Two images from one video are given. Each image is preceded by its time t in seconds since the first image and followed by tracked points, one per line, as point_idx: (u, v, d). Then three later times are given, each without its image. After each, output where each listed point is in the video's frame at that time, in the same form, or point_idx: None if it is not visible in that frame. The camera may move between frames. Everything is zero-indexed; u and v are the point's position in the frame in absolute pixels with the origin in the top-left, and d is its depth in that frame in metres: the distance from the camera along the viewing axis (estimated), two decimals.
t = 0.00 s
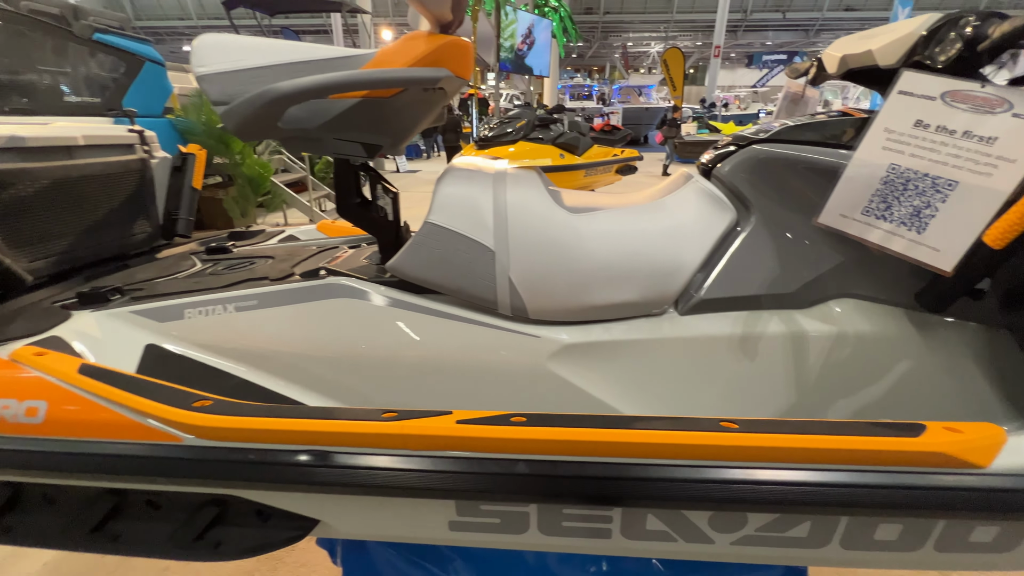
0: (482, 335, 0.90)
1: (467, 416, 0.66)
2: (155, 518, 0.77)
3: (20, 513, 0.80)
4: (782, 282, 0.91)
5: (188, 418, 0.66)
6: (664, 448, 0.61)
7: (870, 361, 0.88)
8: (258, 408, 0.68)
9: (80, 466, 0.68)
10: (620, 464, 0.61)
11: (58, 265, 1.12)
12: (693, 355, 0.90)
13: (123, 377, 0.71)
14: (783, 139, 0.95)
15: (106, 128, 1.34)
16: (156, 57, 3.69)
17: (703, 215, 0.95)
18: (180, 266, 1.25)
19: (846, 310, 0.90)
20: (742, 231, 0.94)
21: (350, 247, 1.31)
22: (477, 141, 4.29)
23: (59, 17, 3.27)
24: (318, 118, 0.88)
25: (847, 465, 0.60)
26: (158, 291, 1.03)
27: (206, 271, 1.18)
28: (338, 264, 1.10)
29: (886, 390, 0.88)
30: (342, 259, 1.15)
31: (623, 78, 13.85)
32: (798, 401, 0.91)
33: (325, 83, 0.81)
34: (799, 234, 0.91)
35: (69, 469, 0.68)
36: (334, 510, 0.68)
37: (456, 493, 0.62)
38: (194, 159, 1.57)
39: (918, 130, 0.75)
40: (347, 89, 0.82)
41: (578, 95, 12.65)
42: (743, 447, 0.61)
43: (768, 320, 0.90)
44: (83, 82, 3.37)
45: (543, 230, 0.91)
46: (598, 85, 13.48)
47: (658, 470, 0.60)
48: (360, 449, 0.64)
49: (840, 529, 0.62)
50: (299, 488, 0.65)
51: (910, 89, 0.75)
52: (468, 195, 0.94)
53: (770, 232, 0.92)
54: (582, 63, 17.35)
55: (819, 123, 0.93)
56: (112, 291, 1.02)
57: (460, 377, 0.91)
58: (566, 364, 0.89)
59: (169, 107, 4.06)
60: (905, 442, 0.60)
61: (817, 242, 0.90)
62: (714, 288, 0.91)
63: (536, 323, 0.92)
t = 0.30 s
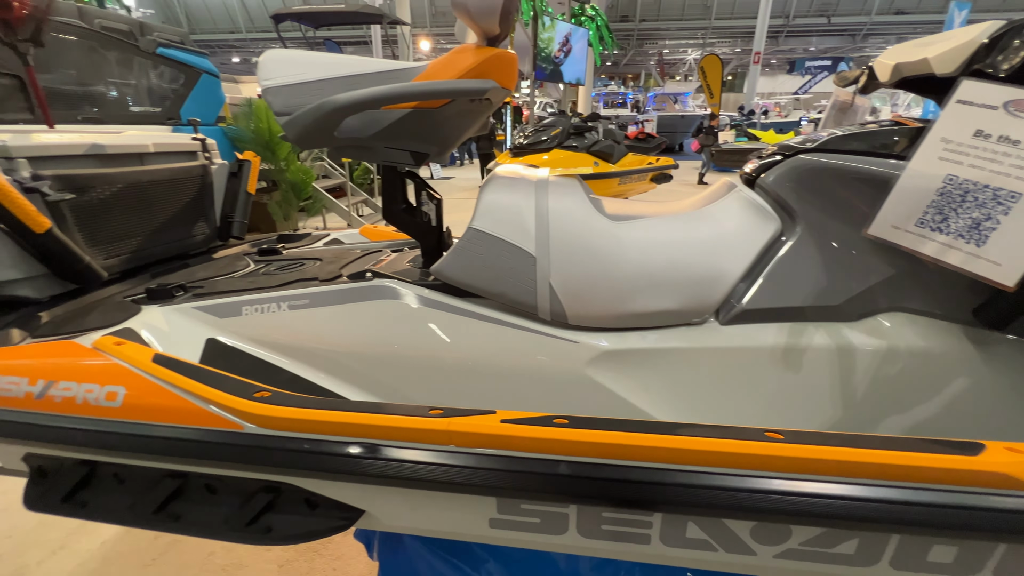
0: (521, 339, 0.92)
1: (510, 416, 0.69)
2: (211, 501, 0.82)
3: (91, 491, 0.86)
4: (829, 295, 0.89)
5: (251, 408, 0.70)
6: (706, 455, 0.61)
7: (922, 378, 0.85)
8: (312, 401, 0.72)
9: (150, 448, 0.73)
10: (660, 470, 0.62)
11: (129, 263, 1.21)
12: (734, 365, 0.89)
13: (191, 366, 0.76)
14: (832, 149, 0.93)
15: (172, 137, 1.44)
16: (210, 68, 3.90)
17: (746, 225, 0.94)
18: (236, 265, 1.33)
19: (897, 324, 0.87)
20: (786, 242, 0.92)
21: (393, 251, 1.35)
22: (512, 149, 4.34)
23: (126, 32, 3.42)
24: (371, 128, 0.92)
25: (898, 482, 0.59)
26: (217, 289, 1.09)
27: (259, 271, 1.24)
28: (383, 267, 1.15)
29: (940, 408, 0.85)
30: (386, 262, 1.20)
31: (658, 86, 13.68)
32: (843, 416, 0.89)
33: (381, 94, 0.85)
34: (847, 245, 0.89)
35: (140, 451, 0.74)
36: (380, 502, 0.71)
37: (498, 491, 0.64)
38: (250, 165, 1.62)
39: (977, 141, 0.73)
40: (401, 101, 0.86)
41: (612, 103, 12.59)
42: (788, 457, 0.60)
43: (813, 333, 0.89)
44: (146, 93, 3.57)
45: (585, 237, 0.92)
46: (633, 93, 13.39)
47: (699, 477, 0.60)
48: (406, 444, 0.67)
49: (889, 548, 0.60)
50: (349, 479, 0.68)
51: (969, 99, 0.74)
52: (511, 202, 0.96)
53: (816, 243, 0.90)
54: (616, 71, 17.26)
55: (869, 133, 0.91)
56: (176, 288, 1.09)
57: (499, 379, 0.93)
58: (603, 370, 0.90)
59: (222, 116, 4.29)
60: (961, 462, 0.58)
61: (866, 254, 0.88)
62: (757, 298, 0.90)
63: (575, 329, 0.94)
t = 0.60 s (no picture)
0: (554, 348, 0.93)
1: (544, 425, 0.69)
2: (253, 496, 0.85)
3: (143, 480, 0.91)
4: (877, 310, 0.85)
5: (293, 407, 0.73)
6: (746, 473, 0.59)
7: (980, 401, 0.80)
8: (351, 403, 0.74)
9: (199, 442, 0.76)
10: (698, 485, 0.60)
11: (181, 265, 1.27)
12: (775, 380, 0.86)
13: (238, 365, 0.79)
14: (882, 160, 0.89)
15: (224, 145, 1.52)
16: (257, 80, 4.07)
17: (789, 237, 0.92)
18: (279, 269, 1.38)
19: (953, 343, 0.83)
20: (831, 256, 0.89)
21: (427, 257, 1.38)
22: (544, 158, 4.36)
23: (182, 48, 3.67)
24: (412, 138, 0.95)
25: (955, 511, 0.56)
26: (261, 291, 1.14)
27: (301, 275, 1.29)
28: (419, 273, 1.17)
29: (999, 435, 0.80)
30: (422, 268, 1.22)
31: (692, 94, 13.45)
32: (892, 438, 0.85)
33: (422, 105, 0.88)
34: (897, 260, 0.86)
35: (188, 444, 0.77)
36: (414, 504, 0.72)
37: (531, 499, 0.64)
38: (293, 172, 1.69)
39: None
40: (443, 111, 0.89)
41: (645, 112, 12.49)
42: (834, 479, 0.58)
43: (860, 350, 0.85)
44: (197, 104, 3.80)
45: (621, 247, 0.92)
46: (666, 102, 13.25)
47: (739, 495, 0.59)
48: (441, 448, 0.68)
49: None
50: (384, 481, 0.69)
51: None
52: (547, 211, 0.97)
53: (865, 257, 0.87)
54: (650, 79, 17.06)
55: (924, 144, 0.88)
56: (224, 290, 1.14)
57: (531, 388, 0.93)
58: (638, 381, 0.89)
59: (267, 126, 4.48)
60: None
61: (919, 269, 0.84)
62: (800, 312, 0.87)
63: (609, 339, 0.93)
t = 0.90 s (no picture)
0: (584, 363, 0.91)
1: (575, 443, 0.67)
2: (283, 500, 0.86)
3: (180, 480, 0.93)
4: (933, 333, 0.80)
5: (325, 415, 0.73)
6: (789, 504, 0.56)
7: None
8: (381, 412, 0.74)
9: (235, 445, 0.78)
10: (736, 515, 0.57)
11: (222, 271, 1.32)
12: (820, 404, 0.81)
13: (273, 371, 0.80)
14: (939, 174, 0.84)
15: (266, 156, 1.57)
16: (297, 92, 4.26)
17: (835, 252, 0.88)
18: (314, 275, 1.41)
19: (1019, 371, 0.76)
20: (880, 273, 0.84)
21: (458, 267, 1.39)
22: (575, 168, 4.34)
23: (230, 62, 3.82)
24: (446, 150, 0.96)
25: None
26: (296, 298, 1.17)
27: (335, 282, 1.31)
28: (449, 283, 1.17)
29: None
30: (452, 278, 1.23)
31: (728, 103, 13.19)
32: (949, 470, 0.79)
33: (457, 117, 0.88)
34: (957, 279, 0.80)
35: (224, 447, 0.79)
36: (440, 518, 0.71)
37: (560, 519, 0.63)
38: (331, 182, 1.73)
39: None
40: (477, 123, 0.89)
41: (678, 121, 12.34)
42: (887, 515, 0.54)
43: (914, 375, 0.80)
44: (242, 115, 3.94)
45: (657, 261, 0.89)
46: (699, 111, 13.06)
47: (781, 527, 0.56)
48: (469, 462, 0.67)
49: None
50: (413, 493, 0.69)
51: None
52: (580, 222, 0.96)
53: (919, 275, 0.82)
54: (683, 88, 16.84)
55: (987, 156, 0.82)
56: (262, 296, 1.18)
57: (561, 402, 0.91)
58: (671, 398, 0.86)
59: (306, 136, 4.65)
60: None
61: (981, 290, 0.78)
62: (848, 332, 0.82)
63: (642, 355, 0.91)
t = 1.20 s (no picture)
0: (617, 383, 0.88)
1: (608, 473, 0.64)
2: (308, 514, 0.86)
3: (210, 487, 0.95)
4: (1005, 364, 0.72)
5: (353, 433, 0.72)
6: (845, 553, 0.51)
7: None
8: (408, 431, 0.73)
9: (263, 459, 0.78)
10: (784, 561, 0.53)
11: (257, 280, 1.35)
12: (876, 439, 0.75)
13: (302, 385, 0.80)
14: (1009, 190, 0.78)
15: (303, 167, 1.61)
16: (333, 105, 4.39)
17: (891, 273, 0.81)
18: (345, 286, 1.42)
19: None
20: (942, 297, 0.77)
21: (488, 280, 1.37)
22: (606, 178, 4.29)
23: (271, 77, 3.97)
24: (478, 163, 0.95)
25: None
26: (327, 309, 1.18)
27: (365, 293, 1.32)
28: (478, 297, 1.16)
29: None
30: (482, 292, 1.21)
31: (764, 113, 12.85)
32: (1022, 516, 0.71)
33: (489, 131, 0.87)
34: None
35: (252, 460, 0.79)
36: (465, 544, 0.69)
37: (590, 554, 0.60)
38: (364, 194, 1.73)
39: None
40: (510, 137, 0.88)
41: (711, 131, 12.12)
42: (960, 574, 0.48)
43: (982, 410, 0.73)
44: (281, 127, 4.05)
45: (696, 279, 0.86)
46: (734, 120, 12.80)
47: None
48: (497, 488, 0.65)
49: None
50: (438, 517, 0.67)
51: None
52: (614, 238, 0.93)
53: (988, 300, 0.74)
54: (717, 97, 16.50)
55: None
56: (294, 306, 1.19)
57: (591, 424, 0.88)
58: (709, 425, 0.82)
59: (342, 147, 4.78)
60: None
61: None
62: (906, 360, 0.76)
63: (678, 378, 0.87)
